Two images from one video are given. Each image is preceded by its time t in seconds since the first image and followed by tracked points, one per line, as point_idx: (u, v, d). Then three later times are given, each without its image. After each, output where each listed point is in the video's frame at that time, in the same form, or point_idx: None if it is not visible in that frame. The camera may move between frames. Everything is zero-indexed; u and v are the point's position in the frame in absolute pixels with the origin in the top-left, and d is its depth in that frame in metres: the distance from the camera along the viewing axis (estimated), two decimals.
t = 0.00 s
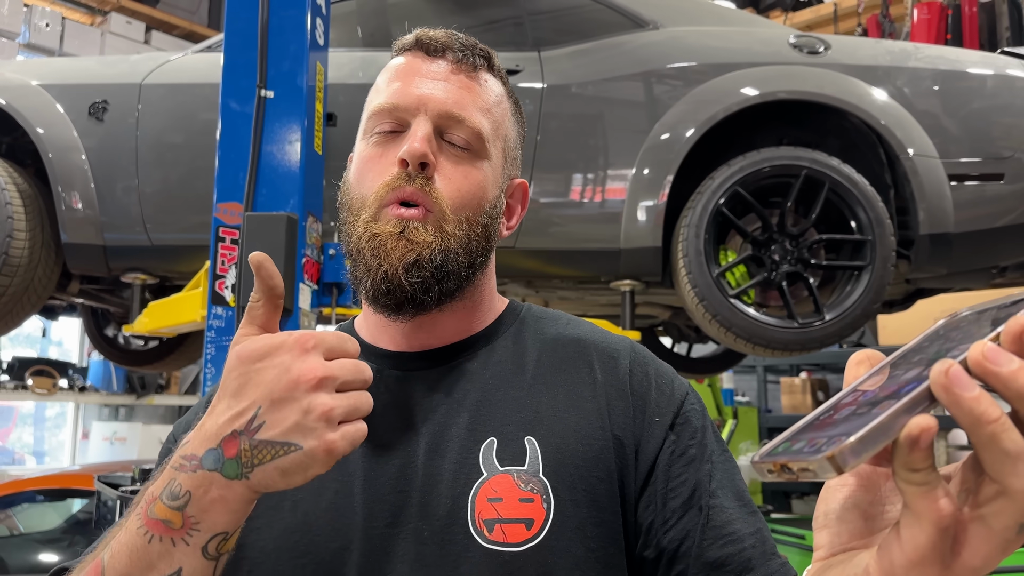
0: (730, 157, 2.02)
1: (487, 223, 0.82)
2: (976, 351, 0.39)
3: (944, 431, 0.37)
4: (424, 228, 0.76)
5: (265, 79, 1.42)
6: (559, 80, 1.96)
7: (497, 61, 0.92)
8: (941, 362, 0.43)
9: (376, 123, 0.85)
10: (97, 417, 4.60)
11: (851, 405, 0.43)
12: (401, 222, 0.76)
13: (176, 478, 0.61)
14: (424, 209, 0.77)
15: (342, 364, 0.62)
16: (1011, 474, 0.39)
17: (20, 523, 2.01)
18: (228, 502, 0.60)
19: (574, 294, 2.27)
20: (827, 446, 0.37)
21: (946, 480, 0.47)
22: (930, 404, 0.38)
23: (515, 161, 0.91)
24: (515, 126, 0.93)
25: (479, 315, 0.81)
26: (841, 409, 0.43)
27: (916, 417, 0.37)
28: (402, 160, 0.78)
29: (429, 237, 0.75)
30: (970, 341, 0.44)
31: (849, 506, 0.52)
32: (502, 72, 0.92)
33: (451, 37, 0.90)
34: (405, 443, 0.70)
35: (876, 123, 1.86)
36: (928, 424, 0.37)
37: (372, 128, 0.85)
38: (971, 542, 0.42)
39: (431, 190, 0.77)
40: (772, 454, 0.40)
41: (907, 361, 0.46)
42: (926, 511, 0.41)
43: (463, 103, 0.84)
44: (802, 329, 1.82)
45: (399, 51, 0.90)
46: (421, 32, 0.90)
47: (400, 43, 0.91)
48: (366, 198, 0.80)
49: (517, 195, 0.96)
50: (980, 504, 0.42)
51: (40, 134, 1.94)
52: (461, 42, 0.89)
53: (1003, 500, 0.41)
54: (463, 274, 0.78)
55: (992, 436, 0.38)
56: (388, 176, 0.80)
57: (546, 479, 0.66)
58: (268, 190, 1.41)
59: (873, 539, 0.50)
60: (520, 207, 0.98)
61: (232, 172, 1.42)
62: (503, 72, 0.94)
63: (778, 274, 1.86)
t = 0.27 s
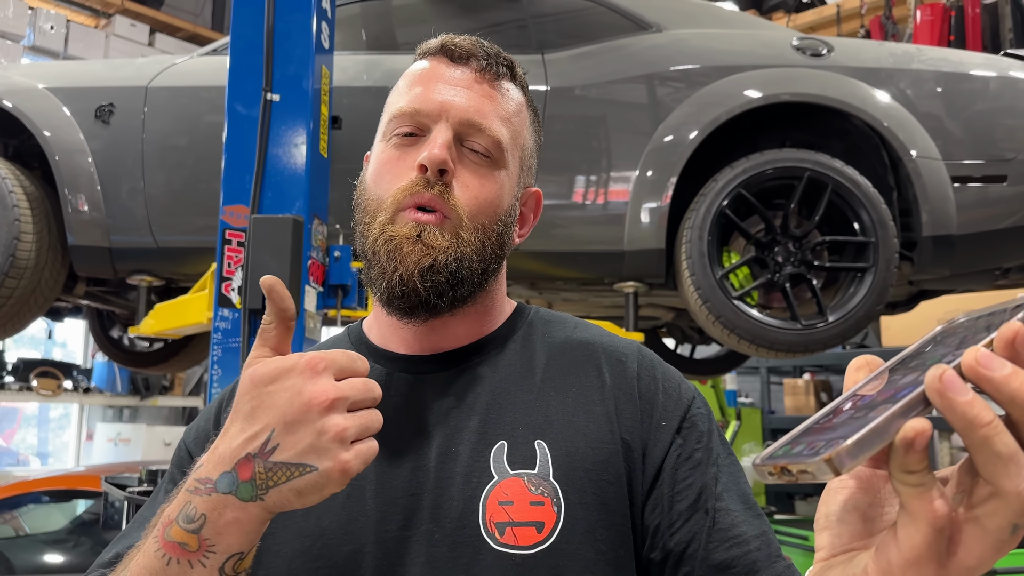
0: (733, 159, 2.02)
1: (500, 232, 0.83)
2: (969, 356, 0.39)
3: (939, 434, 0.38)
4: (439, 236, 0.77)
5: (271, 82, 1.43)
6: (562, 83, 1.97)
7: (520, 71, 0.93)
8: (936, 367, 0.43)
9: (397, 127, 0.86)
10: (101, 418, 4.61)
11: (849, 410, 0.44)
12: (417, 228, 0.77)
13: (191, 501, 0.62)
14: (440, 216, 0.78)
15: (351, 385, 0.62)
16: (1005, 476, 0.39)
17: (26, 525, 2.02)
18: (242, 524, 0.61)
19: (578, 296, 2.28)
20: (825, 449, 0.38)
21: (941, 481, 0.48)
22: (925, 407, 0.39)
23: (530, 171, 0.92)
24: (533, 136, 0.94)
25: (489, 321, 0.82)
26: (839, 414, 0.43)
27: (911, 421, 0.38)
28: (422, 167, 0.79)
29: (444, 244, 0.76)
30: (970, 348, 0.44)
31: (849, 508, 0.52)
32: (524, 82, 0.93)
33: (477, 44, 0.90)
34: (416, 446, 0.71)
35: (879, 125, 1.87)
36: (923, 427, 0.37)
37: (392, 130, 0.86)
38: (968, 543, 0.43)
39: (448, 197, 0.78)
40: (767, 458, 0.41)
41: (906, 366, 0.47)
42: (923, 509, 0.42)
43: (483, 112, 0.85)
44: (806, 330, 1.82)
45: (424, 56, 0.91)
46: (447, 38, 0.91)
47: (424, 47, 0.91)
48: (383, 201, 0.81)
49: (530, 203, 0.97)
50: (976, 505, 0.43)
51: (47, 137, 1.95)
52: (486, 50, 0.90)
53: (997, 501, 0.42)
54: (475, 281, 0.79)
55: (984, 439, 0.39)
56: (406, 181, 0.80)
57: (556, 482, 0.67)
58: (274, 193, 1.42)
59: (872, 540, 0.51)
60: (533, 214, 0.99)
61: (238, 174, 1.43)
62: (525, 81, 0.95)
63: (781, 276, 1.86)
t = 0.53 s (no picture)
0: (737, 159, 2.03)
1: (518, 234, 0.84)
2: (982, 362, 0.40)
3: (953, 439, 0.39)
4: (463, 232, 0.77)
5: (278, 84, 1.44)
6: (567, 84, 1.97)
7: (542, 79, 0.95)
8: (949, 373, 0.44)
9: (422, 124, 0.86)
10: (105, 419, 4.63)
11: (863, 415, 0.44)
12: (441, 223, 0.77)
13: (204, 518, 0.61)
14: (463, 214, 0.79)
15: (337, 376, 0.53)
16: (1016, 480, 0.40)
17: (31, 524, 2.03)
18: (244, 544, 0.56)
19: (582, 297, 2.28)
20: (840, 452, 0.39)
21: (954, 485, 0.48)
22: (939, 412, 0.40)
23: (547, 177, 0.94)
24: (550, 143, 0.95)
25: (503, 321, 0.83)
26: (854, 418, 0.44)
27: (924, 426, 0.39)
28: (448, 164, 0.79)
29: (468, 241, 0.76)
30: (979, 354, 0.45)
31: (862, 511, 0.52)
32: (545, 89, 0.95)
33: (503, 49, 0.92)
34: (429, 444, 0.72)
35: (883, 126, 1.87)
36: (936, 433, 0.38)
37: (415, 128, 0.86)
38: (978, 546, 0.43)
39: (473, 196, 0.79)
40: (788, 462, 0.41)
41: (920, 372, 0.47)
42: (934, 513, 0.43)
43: (508, 115, 0.86)
44: (810, 330, 1.82)
45: (451, 56, 0.91)
46: (473, 40, 0.92)
47: (451, 48, 0.93)
48: (406, 196, 0.81)
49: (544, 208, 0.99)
50: (987, 509, 0.43)
51: (54, 138, 1.97)
52: (511, 55, 0.92)
53: (1007, 506, 0.42)
54: (495, 281, 0.79)
55: (997, 445, 0.39)
56: (431, 178, 0.81)
57: (569, 481, 0.68)
58: (281, 194, 1.43)
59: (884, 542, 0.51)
60: (544, 219, 1.00)
61: (245, 176, 1.44)
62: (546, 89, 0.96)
63: (785, 276, 1.86)
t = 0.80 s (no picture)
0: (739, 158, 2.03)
1: (528, 230, 0.84)
2: (986, 359, 0.41)
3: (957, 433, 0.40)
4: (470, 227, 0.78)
5: (282, 83, 1.44)
6: (569, 83, 1.98)
7: (558, 75, 0.95)
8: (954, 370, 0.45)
9: (435, 120, 0.88)
10: (108, 418, 4.64)
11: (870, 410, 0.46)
12: (447, 222, 0.79)
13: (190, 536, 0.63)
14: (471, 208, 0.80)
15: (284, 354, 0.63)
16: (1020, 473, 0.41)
17: (35, 522, 2.04)
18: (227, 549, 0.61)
19: (584, 295, 2.29)
20: (847, 446, 0.40)
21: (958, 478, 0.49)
22: (944, 408, 0.41)
23: (561, 175, 0.94)
24: (566, 141, 0.96)
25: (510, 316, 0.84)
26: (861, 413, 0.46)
27: (929, 420, 0.40)
28: (456, 157, 0.81)
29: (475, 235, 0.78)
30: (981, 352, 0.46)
31: (867, 505, 0.53)
32: (561, 86, 0.95)
33: (519, 46, 0.93)
34: (438, 438, 0.73)
35: (885, 125, 1.87)
36: (941, 426, 0.40)
37: (429, 124, 0.88)
38: (981, 539, 0.44)
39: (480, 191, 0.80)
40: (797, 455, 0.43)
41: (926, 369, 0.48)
42: (937, 505, 0.44)
43: (520, 111, 0.87)
44: (812, 329, 1.82)
45: (467, 53, 0.93)
46: (490, 37, 0.93)
47: (467, 45, 0.94)
48: (415, 191, 0.83)
49: (558, 207, 0.99)
50: (990, 501, 0.44)
51: (58, 137, 1.98)
52: (528, 52, 0.92)
53: (1010, 498, 0.43)
54: (504, 276, 0.80)
55: (1000, 439, 0.40)
56: (439, 172, 0.82)
57: (578, 474, 0.69)
58: (284, 193, 1.43)
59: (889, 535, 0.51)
60: (559, 217, 1.01)
61: (249, 175, 1.44)
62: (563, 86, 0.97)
63: (787, 275, 1.87)
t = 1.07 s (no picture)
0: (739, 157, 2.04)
1: (537, 222, 0.86)
2: (969, 350, 0.41)
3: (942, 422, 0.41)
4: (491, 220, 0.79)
5: (282, 83, 1.45)
6: (569, 82, 1.98)
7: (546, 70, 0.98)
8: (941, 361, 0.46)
9: (437, 116, 0.87)
10: (107, 417, 4.64)
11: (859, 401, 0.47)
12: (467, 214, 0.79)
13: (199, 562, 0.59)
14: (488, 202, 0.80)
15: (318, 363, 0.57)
16: (1003, 462, 0.41)
17: (36, 522, 2.05)
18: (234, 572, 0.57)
19: (584, 294, 2.29)
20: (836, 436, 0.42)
21: (946, 468, 0.49)
22: (928, 398, 0.42)
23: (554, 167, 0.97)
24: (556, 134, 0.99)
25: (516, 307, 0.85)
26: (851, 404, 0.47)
27: (915, 410, 0.41)
28: (470, 149, 0.81)
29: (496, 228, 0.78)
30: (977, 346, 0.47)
31: (859, 495, 0.53)
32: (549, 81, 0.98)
33: (509, 41, 0.94)
34: (441, 434, 0.74)
35: (883, 123, 1.88)
36: (926, 416, 0.40)
37: (429, 120, 0.87)
38: (969, 525, 0.44)
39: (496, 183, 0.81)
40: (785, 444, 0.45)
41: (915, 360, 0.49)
42: (925, 493, 0.44)
43: (523, 102, 0.88)
44: (812, 327, 1.83)
45: (458, 49, 0.93)
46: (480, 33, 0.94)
47: (458, 40, 0.94)
48: (428, 187, 0.82)
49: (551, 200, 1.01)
50: (976, 488, 0.44)
51: (58, 137, 1.99)
52: (519, 46, 0.94)
53: (995, 485, 0.43)
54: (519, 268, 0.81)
55: (984, 428, 0.41)
56: (453, 168, 0.82)
57: (581, 469, 0.70)
58: (285, 192, 1.44)
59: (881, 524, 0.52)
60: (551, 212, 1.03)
61: (249, 174, 1.44)
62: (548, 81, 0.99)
63: (787, 273, 1.87)
